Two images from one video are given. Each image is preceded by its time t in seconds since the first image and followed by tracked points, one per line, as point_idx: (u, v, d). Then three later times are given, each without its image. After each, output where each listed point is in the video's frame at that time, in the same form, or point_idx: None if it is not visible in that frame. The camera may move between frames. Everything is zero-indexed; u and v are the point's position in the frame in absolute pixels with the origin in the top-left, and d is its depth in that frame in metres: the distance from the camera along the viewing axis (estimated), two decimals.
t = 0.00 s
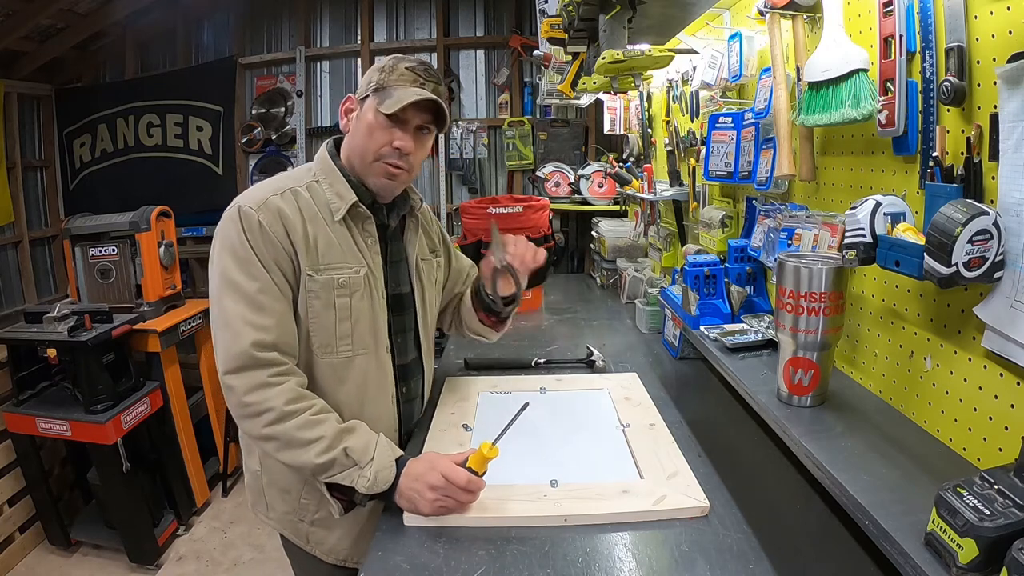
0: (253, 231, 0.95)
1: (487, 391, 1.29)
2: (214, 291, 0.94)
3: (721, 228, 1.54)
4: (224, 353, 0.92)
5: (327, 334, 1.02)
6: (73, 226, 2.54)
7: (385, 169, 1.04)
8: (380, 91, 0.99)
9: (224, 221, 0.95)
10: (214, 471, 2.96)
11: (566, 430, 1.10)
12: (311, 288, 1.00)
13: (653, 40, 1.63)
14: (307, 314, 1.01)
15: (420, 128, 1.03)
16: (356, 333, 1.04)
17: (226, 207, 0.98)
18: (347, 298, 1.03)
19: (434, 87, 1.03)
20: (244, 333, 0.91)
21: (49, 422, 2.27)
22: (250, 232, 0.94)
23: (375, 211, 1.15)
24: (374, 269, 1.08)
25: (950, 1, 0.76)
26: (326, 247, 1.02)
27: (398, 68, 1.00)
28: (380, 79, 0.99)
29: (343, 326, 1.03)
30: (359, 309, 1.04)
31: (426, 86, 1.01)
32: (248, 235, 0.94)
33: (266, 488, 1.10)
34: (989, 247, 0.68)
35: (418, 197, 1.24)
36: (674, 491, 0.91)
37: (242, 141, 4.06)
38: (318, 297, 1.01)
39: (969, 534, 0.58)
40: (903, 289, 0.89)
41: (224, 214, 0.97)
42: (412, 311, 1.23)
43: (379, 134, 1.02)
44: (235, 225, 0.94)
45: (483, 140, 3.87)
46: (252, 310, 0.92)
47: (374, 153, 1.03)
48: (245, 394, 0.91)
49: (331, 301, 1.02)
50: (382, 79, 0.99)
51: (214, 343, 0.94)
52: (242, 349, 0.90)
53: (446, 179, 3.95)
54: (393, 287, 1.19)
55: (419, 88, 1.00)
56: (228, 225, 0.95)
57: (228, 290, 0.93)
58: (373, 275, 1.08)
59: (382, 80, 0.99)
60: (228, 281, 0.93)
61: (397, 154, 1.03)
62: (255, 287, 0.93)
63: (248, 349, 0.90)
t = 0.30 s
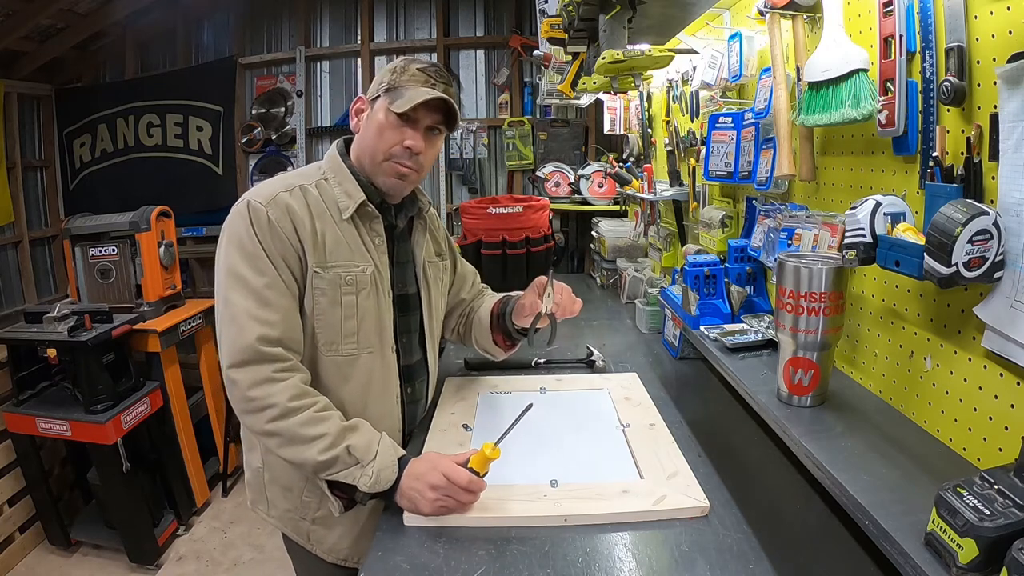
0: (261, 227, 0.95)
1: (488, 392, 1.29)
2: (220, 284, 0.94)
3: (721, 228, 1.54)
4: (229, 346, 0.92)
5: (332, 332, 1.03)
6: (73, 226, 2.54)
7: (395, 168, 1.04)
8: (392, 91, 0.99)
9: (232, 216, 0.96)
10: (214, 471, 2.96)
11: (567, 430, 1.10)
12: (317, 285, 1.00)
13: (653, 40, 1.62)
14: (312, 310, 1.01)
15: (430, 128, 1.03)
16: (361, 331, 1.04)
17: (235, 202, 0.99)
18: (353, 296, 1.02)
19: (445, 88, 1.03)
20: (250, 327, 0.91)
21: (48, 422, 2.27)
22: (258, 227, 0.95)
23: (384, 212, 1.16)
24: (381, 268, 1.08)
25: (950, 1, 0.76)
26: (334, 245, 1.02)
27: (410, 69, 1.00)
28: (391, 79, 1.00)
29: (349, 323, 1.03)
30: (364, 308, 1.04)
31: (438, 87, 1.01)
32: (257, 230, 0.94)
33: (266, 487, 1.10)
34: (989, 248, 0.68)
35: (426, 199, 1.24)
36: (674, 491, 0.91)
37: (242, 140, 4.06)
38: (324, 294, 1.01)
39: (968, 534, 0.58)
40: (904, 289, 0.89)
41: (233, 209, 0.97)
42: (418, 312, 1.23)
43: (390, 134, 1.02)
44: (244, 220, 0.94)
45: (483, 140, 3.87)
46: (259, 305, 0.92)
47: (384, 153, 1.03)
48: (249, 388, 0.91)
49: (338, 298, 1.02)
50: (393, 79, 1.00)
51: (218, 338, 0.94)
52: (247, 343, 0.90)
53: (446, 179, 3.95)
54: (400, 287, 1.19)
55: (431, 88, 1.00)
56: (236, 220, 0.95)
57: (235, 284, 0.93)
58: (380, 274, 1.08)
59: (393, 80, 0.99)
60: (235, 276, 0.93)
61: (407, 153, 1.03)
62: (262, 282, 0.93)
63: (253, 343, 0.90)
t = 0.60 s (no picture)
0: (262, 226, 0.95)
1: (488, 391, 1.29)
2: (221, 284, 0.94)
3: (721, 228, 1.54)
4: (230, 346, 0.91)
5: (334, 332, 1.03)
6: (73, 226, 2.54)
7: (403, 172, 1.05)
8: (399, 94, 0.99)
9: (234, 216, 0.96)
10: (214, 471, 2.97)
11: (567, 430, 1.10)
12: (319, 285, 1.01)
13: (653, 40, 1.62)
14: (314, 311, 1.02)
15: (438, 131, 1.04)
16: (363, 331, 1.04)
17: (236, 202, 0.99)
18: (354, 295, 1.03)
19: (451, 90, 1.04)
20: (251, 327, 0.91)
21: (48, 422, 2.27)
22: (260, 227, 0.95)
23: (387, 212, 1.16)
24: (382, 268, 1.08)
25: (950, 1, 0.76)
26: (335, 245, 1.02)
27: (418, 72, 1.00)
28: (398, 81, 0.99)
29: (350, 324, 1.03)
30: (366, 308, 1.04)
31: (445, 91, 1.02)
32: (258, 230, 0.94)
33: (267, 487, 1.10)
34: (989, 247, 0.68)
35: (428, 198, 1.24)
36: (674, 491, 0.91)
37: (242, 141, 4.06)
38: (326, 294, 1.01)
39: (968, 534, 0.58)
40: (904, 289, 0.89)
41: (234, 209, 0.97)
42: (419, 311, 1.24)
43: (398, 138, 1.02)
44: (245, 220, 0.94)
45: (483, 140, 3.87)
46: (260, 305, 0.92)
47: (392, 156, 1.03)
48: (249, 388, 0.91)
49: (339, 299, 1.02)
50: (401, 82, 0.99)
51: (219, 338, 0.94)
52: (248, 343, 0.90)
53: (446, 179, 3.95)
54: (401, 286, 1.19)
55: (439, 93, 1.00)
56: (238, 219, 0.95)
57: (235, 284, 0.93)
58: (381, 273, 1.08)
59: (400, 83, 0.99)
60: (235, 275, 0.93)
61: (416, 157, 1.03)
62: (263, 282, 0.93)
63: (253, 343, 0.90)
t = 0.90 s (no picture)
0: (256, 237, 0.94)
1: (488, 392, 1.29)
2: (215, 298, 0.94)
3: (721, 228, 1.54)
4: (224, 363, 0.92)
5: (332, 341, 1.02)
6: (73, 226, 2.54)
7: (432, 196, 1.10)
8: (450, 133, 1.01)
9: (226, 227, 0.95)
10: (214, 472, 2.96)
11: (566, 430, 1.10)
12: (315, 294, 1.00)
13: (653, 40, 1.62)
14: (310, 320, 1.01)
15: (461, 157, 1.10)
16: (361, 339, 1.04)
17: (228, 211, 0.98)
18: (352, 303, 1.03)
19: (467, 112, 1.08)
20: (244, 343, 0.91)
21: (49, 422, 2.27)
22: (253, 238, 0.94)
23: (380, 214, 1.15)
24: (378, 273, 1.08)
25: (950, 1, 0.76)
26: (330, 253, 1.02)
27: (456, 105, 1.02)
28: (445, 118, 1.00)
29: (348, 332, 1.03)
30: (363, 315, 1.04)
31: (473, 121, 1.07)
32: (251, 241, 0.94)
33: (268, 489, 1.10)
34: (989, 247, 0.68)
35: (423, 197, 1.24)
36: (674, 491, 0.91)
37: (242, 141, 4.06)
38: (323, 303, 1.01)
39: (969, 533, 0.58)
40: (904, 289, 0.89)
41: (226, 219, 0.96)
42: (416, 311, 1.24)
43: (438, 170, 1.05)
44: (238, 230, 0.94)
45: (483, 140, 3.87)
46: (252, 319, 0.92)
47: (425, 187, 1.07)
48: (243, 403, 0.91)
49: (336, 307, 1.02)
50: (447, 119, 1.00)
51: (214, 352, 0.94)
52: (241, 361, 0.90)
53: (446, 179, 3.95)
54: (398, 288, 1.20)
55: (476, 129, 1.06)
56: (231, 229, 0.94)
57: (229, 298, 0.92)
58: (378, 279, 1.08)
59: (446, 120, 1.00)
60: (228, 289, 0.92)
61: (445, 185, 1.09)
62: (256, 295, 0.92)
63: (247, 361, 0.90)
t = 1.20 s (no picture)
0: (253, 239, 0.94)
1: (488, 392, 1.29)
2: (212, 301, 0.94)
3: (721, 228, 1.54)
4: (222, 366, 0.91)
5: (331, 341, 1.02)
6: (73, 226, 2.54)
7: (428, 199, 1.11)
8: (449, 137, 1.02)
9: (223, 229, 0.95)
10: (214, 472, 2.96)
11: (566, 430, 1.10)
12: (315, 295, 1.00)
13: (653, 40, 1.62)
14: (310, 321, 1.01)
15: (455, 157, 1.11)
16: (361, 338, 1.05)
17: (224, 213, 0.98)
18: (351, 303, 1.03)
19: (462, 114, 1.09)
20: (243, 346, 0.91)
21: (49, 422, 2.27)
22: (250, 240, 0.94)
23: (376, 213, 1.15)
24: (377, 273, 1.08)
25: (950, 1, 0.76)
26: (328, 253, 1.02)
27: (453, 107, 1.03)
28: (447, 123, 1.01)
29: (348, 331, 1.03)
30: (363, 315, 1.04)
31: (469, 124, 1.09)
32: (248, 243, 0.94)
33: (268, 490, 1.10)
34: (989, 247, 0.68)
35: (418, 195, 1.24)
36: (674, 491, 0.91)
37: (242, 141, 4.06)
38: (323, 304, 1.01)
39: (969, 534, 0.58)
40: (903, 289, 0.89)
41: (222, 220, 0.96)
42: (414, 310, 1.25)
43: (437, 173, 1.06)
44: (235, 232, 0.94)
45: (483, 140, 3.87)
46: (250, 322, 0.92)
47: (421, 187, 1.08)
48: (242, 406, 0.91)
49: (335, 307, 1.02)
50: (445, 121, 1.01)
51: (212, 356, 0.94)
52: (239, 365, 0.90)
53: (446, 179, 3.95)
54: (396, 286, 1.20)
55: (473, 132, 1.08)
56: (227, 232, 0.94)
57: (226, 301, 0.92)
58: (376, 279, 1.08)
59: (445, 123, 1.01)
60: (226, 292, 0.92)
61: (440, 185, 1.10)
62: (254, 297, 0.92)
63: (245, 364, 0.90)
